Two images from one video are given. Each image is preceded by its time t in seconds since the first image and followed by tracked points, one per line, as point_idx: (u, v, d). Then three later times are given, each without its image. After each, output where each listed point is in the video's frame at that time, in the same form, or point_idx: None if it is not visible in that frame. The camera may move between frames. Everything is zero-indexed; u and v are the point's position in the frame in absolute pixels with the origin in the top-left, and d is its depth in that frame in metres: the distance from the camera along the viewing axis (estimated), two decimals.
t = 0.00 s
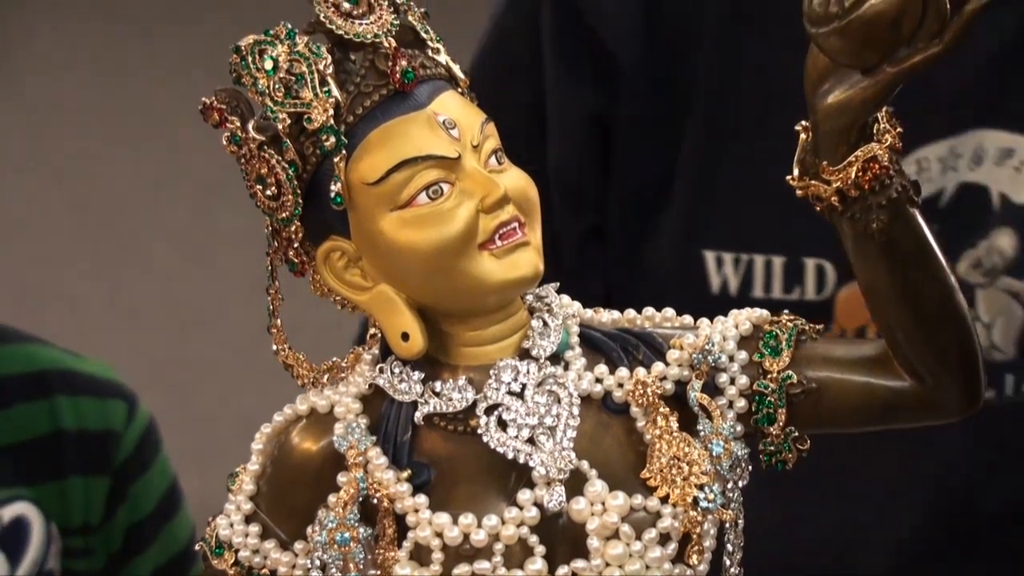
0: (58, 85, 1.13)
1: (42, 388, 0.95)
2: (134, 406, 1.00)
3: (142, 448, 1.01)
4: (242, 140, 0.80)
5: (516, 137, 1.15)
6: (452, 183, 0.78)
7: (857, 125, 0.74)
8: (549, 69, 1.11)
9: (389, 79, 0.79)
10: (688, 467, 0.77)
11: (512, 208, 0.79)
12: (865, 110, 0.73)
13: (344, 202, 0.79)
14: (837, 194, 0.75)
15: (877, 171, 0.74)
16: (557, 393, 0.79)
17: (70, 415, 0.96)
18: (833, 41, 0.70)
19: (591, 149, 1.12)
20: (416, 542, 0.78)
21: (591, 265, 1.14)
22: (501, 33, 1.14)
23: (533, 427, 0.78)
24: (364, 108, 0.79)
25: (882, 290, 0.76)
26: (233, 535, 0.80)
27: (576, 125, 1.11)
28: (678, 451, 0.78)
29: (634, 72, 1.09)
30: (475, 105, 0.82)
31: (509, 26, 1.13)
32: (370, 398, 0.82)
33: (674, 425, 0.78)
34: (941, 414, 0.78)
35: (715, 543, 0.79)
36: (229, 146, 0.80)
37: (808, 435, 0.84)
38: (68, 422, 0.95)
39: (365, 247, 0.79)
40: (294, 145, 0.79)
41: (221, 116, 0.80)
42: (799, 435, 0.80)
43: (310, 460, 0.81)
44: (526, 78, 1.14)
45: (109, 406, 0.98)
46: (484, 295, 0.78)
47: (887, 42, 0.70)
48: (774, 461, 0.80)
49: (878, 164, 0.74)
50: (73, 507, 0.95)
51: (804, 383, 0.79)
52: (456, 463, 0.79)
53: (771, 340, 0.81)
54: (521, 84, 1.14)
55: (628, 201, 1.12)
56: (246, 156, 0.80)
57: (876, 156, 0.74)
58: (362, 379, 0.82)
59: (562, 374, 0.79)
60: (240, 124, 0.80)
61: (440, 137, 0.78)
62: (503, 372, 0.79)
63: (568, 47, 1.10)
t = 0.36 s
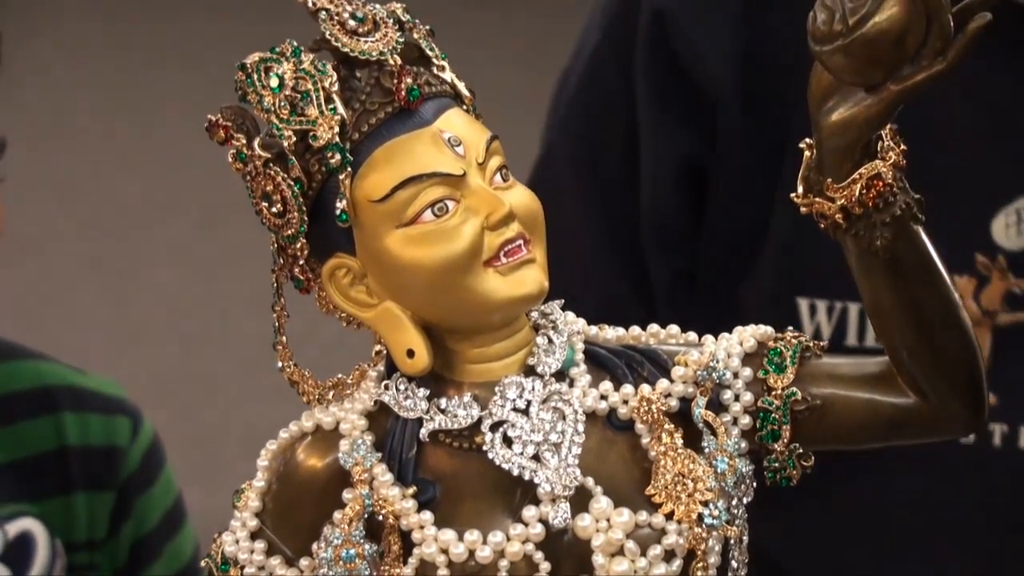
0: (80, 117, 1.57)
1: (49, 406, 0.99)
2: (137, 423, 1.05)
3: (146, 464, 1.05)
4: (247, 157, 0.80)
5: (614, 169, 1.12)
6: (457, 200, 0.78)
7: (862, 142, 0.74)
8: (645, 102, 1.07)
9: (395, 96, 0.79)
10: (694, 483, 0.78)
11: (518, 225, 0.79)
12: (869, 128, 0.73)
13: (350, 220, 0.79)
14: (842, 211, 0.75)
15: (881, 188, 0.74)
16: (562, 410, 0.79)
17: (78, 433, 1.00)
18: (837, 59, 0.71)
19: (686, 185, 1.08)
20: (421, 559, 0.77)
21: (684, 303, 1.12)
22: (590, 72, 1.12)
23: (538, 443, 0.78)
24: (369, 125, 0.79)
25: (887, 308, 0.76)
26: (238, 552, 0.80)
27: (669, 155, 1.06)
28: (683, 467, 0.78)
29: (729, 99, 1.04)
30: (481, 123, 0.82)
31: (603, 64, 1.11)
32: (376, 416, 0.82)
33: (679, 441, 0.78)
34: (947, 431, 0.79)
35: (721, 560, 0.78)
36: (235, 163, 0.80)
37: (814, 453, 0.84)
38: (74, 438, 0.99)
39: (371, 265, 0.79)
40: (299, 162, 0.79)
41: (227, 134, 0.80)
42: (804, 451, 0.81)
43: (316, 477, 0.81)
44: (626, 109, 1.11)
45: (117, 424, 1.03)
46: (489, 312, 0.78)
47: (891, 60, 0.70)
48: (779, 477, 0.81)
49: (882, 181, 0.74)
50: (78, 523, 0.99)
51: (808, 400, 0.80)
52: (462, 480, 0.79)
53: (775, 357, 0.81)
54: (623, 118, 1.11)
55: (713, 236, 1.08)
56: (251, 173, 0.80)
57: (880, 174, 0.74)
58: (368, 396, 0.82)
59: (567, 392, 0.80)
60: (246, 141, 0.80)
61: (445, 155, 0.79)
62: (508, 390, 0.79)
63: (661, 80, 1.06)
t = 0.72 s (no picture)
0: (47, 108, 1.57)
1: (37, 418, 1.00)
2: (123, 433, 1.07)
3: (131, 472, 1.07)
4: (251, 172, 0.80)
5: (690, 194, 1.10)
6: (461, 215, 0.78)
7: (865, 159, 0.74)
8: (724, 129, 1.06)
9: (399, 112, 0.79)
10: (696, 498, 0.78)
11: (522, 240, 0.79)
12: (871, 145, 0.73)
13: (354, 235, 0.79)
14: (844, 227, 0.76)
15: (883, 205, 0.74)
16: (565, 424, 0.79)
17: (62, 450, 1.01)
18: (839, 76, 0.71)
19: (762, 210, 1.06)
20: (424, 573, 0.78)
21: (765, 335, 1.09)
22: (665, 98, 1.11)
23: (540, 458, 0.78)
24: (373, 140, 0.80)
25: (891, 325, 0.76)
26: (241, 566, 0.80)
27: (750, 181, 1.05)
28: (686, 481, 0.78)
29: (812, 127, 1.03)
30: (485, 138, 0.83)
31: (681, 91, 1.09)
32: (379, 430, 0.82)
33: (681, 456, 0.79)
34: (949, 446, 0.78)
35: None
36: (239, 178, 0.81)
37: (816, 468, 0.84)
38: (59, 450, 1.00)
39: (374, 280, 0.80)
40: (303, 177, 0.79)
41: (231, 147, 0.80)
42: (806, 466, 0.81)
43: (319, 491, 0.81)
44: (704, 137, 1.09)
45: (100, 437, 1.04)
46: (493, 327, 0.78)
47: (893, 77, 0.70)
48: (781, 492, 0.81)
49: (883, 198, 0.74)
50: (65, 534, 1.00)
51: (811, 414, 0.80)
52: (465, 494, 0.79)
53: (777, 371, 0.81)
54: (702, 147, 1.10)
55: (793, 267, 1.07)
56: (255, 188, 0.81)
57: (882, 190, 0.74)
58: (371, 411, 0.82)
59: (570, 406, 0.80)
60: (250, 156, 0.80)
61: (449, 170, 0.79)
62: (511, 405, 0.79)
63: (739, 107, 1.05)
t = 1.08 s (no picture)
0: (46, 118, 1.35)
1: (10, 475, 0.93)
2: (96, 490, 1.00)
3: (103, 530, 1.01)
4: (251, 189, 0.80)
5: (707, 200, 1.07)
6: (460, 232, 0.79)
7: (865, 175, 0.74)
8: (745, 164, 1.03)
9: (398, 128, 0.79)
10: (694, 515, 0.78)
11: (521, 257, 0.79)
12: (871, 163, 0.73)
13: (353, 251, 0.79)
14: (843, 245, 0.76)
15: (882, 222, 0.74)
16: (563, 441, 0.79)
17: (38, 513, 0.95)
18: (839, 94, 0.71)
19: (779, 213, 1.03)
20: None
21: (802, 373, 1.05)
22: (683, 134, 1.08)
23: (539, 475, 0.78)
24: (373, 157, 0.80)
25: (890, 343, 0.76)
26: None
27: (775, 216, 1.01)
28: (684, 498, 0.78)
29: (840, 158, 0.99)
30: (485, 156, 0.83)
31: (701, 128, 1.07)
32: (378, 446, 0.82)
33: (680, 473, 0.79)
34: (947, 464, 0.78)
35: None
36: (238, 195, 0.81)
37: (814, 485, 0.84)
38: (33, 508, 0.94)
39: (373, 296, 0.80)
40: (303, 194, 0.79)
41: (231, 164, 0.81)
42: (804, 483, 0.81)
43: (318, 507, 0.81)
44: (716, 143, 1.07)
45: (76, 492, 0.98)
46: (492, 343, 0.78)
47: (892, 95, 0.70)
48: (779, 509, 0.81)
49: (883, 215, 0.74)
50: None
51: (809, 431, 0.80)
52: (464, 510, 0.79)
53: (776, 389, 0.81)
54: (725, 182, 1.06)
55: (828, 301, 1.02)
56: (255, 205, 0.81)
57: (881, 208, 0.74)
58: (369, 427, 0.82)
59: (568, 423, 0.80)
60: (250, 172, 0.80)
61: (448, 187, 0.79)
62: (509, 421, 0.79)
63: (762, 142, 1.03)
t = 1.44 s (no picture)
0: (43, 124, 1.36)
1: None
2: (82, 498, 1.01)
3: (91, 534, 1.03)
4: (247, 202, 0.80)
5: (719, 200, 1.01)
6: (456, 245, 0.79)
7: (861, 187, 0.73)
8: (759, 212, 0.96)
9: (394, 141, 0.79)
10: (691, 527, 0.78)
11: (517, 269, 0.79)
12: (866, 175, 0.73)
13: (349, 264, 0.79)
14: (839, 257, 0.75)
15: (878, 234, 0.73)
16: (559, 453, 0.79)
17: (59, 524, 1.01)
18: (835, 106, 0.71)
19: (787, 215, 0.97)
20: None
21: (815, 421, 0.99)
22: (685, 177, 1.03)
23: (535, 486, 0.78)
24: (369, 170, 0.80)
25: (886, 355, 0.76)
26: None
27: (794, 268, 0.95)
28: (680, 510, 0.78)
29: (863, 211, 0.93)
30: (480, 168, 0.83)
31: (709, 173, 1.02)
32: (374, 458, 0.83)
33: (676, 484, 0.79)
34: (942, 476, 0.78)
35: None
36: (234, 208, 0.81)
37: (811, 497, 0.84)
38: (19, 515, 0.93)
39: (369, 308, 0.80)
40: (299, 206, 0.80)
41: (226, 177, 0.81)
42: (800, 495, 0.81)
43: (314, 520, 0.81)
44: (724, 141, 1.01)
45: (58, 500, 0.98)
46: (488, 356, 0.78)
47: (887, 109, 0.70)
48: (776, 521, 0.81)
49: (878, 227, 0.74)
50: None
51: (805, 443, 0.80)
52: (461, 522, 0.79)
53: (772, 401, 0.82)
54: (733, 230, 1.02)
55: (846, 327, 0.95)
56: (251, 218, 0.81)
57: (877, 220, 0.74)
58: (366, 439, 0.82)
59: (565, 435, 0.80)
60: (246, 185, 0.80)
61: (444, 199, 0.79)
62: (506, 433, 0.79)
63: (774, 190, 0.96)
